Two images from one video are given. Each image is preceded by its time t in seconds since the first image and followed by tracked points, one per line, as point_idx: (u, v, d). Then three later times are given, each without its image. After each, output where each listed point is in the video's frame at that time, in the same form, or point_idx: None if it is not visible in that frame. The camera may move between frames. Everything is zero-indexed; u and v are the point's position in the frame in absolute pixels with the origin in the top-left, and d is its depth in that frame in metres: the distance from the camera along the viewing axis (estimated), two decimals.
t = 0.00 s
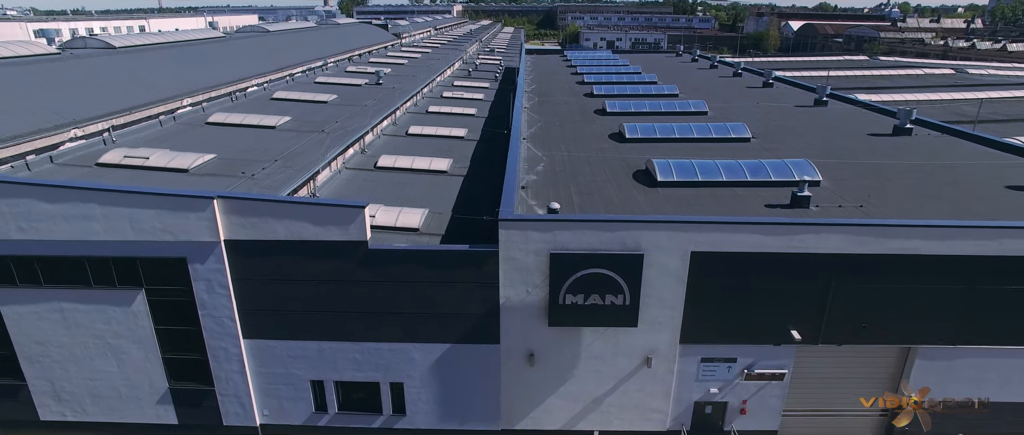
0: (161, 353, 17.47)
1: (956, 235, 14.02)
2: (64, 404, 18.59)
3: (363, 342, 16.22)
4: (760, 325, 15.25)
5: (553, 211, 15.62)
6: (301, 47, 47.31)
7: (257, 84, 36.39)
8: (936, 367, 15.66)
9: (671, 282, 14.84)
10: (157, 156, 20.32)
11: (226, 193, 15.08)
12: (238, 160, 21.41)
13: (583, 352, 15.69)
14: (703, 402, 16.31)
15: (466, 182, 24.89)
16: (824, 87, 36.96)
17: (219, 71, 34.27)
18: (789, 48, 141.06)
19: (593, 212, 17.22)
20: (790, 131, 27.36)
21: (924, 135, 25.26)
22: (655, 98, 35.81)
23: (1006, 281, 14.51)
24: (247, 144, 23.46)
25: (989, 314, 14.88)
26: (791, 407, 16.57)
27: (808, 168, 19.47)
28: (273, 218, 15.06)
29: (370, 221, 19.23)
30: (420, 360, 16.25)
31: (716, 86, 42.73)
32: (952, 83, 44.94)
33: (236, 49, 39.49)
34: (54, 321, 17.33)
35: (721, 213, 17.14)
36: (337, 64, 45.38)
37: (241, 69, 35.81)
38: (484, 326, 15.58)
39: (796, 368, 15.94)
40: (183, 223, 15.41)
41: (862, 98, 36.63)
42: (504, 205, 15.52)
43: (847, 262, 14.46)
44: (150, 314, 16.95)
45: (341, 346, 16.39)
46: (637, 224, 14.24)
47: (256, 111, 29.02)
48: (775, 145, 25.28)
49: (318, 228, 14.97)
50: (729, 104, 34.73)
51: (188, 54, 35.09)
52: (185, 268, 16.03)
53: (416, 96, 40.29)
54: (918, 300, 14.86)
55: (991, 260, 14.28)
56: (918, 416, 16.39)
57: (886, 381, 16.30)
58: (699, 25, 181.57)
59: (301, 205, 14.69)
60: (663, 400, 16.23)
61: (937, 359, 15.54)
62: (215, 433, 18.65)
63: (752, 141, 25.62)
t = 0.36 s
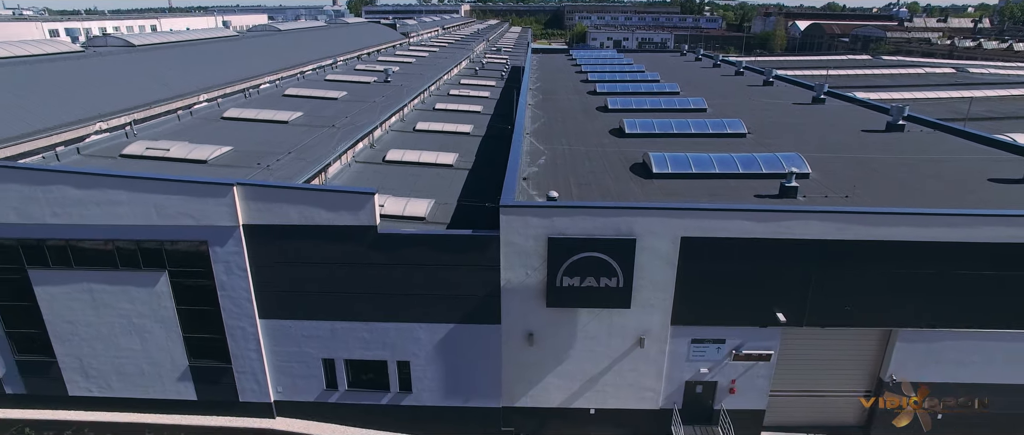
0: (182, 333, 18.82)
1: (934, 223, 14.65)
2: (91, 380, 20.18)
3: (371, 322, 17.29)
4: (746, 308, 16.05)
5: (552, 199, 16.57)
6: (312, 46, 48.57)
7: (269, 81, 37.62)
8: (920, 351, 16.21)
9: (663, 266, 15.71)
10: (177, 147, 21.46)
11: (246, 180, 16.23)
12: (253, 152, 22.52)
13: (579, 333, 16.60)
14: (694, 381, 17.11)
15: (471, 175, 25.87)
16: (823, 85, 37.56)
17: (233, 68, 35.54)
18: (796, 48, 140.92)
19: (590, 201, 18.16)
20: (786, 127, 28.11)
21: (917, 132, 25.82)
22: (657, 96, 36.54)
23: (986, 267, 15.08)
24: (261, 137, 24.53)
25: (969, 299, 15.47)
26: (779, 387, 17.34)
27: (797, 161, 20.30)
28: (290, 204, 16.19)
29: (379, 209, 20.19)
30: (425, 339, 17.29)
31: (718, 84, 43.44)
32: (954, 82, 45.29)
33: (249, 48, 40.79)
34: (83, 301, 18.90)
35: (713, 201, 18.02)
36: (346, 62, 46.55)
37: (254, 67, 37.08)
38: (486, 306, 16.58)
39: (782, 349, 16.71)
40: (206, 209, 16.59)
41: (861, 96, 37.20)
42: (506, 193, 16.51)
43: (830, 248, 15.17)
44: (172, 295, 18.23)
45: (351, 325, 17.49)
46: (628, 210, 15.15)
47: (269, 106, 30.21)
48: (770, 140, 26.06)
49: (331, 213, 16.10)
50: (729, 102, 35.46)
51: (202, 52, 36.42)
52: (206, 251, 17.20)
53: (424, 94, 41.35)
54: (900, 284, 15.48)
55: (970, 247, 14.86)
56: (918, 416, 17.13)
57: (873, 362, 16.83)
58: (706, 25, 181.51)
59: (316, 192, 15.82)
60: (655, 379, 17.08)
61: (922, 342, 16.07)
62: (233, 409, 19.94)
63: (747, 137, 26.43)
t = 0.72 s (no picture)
0: (210, 314, 20.33)
1: (929, 215, 15.18)
2: (125, 358, 22.15)
3: (388, 305, 18.48)
4: (744, 295, 16.79)
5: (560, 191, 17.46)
6: (331, 46, 50.03)
7: (290, 80, 39.07)
8: (912, 339, 16.83)
9: (665, 254, 16.51)
10: (205, 141, 22.73)
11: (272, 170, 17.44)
12: (277, 146, 23.75)
13: (585, 317, 17.50)
14: (695, 365, 17.91)
15: (485, 170, 26.89)
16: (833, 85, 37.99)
17: (256, 67, 37.01)
18: (811, 50, 140.15)
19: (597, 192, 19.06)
20: (792, 126, 28.74)
21: (920, 131, 26.27)
22: (667, 96, 37.27)
23: (978, 257, 15.59)
24: (284, 132, 25.73)
25: (963, 289, 15.99)
26: (776, 372, 18.07)
27: (799, 158, 20.56)
28: (313, 193, 17.38)
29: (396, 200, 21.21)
30: (439, 321, 18.41)
31: (729, 84, 43.97)
32: (966, 84, 45.31)
33: (271, 48, 42.29)
34: (120, 282, 20.55)
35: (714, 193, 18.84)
36: (365, 62, 47.90)
37: (276, 67, 38.54)
38: (496, 290, 17.61)
39: (779, 334, 17.50)
40: (235, 197, 17.91)
41: (870, 97, 37.57)
42: (516, 184, 17.46)
43: (826, 237, 15.77)
44: (202, 277, 19.72)
45: (370, 307, 18.71)
46: (629, 200, 16.01)
47: (291, 102, 31.54)
48: (775, 138, 26.70)
49: (351, 201, 17.25)
50: (738, 101, 36.05)
51: (227, 52, 37.97)
52: (235, 236, 18.51)
53: (440, 93, 42.52)
54: (895, 273, 16.06)
55: (962, 238, 15.39)
56: (918, 415, 17.90)
57: (868, 348, 17.48)
58: (722, 27, 180.92)
59: (338, 181, 16.98)
60: (657, 363, 17.91)
61: (916, 330, 16.69)
62: (259, 386, 21.45)
63: (753, 135, 27.09)
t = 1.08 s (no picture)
0: (240, 294, 21.70)
1: (923, 207, 15.81)
2: (161, 336, 23.65)
3: (408, 288, 19.65)
4: (746, 283, 17.55)
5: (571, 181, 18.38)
6: (354, 44, 51.51)
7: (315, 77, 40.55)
8: (910, 328, 17.44)
9: (671, 243, 17.31)
10: (237, 133, 24.08)
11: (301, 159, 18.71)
12: (304, 138, 25.04)
13: (594, 301, 18.41)
14: (699, 350, 18.71)
15: (501, 164, 27.93)
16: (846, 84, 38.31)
17: (283, 64, 38.52)
18: (832, 51, 138.65)
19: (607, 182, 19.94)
20: (802, 123, 29.32)
21: (929, 129, 26.66)
22: (682, 94, 37.85)
23: (975, 249, 16.14)
24: (310, 126, 26.95)
25: (959, 279, 16.57)
26: (777, 358, 18.79)
27: (805, 153, 21.04)
28: (339, 181, 18.64)
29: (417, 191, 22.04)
30: (456, 304, 19.55)
31: (744, 83, 44.41)
32: (984, 84, 45.13)
33: (296, 46, 43.83)
34: (158, 264, 22.03)
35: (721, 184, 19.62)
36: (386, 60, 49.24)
37: (302, 64, 40.04)
38: (510, 275, 18.65)
39: (780, 321, 18.16)
40: (267, 184, 19.22)
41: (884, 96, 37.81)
42: (529, 174, 18.41)
43: (825, 228, 16.48)
44: (234, 260, 21.08)
45: (391, 291, 19.87)
46: (635, 190, 16.88)
47: (316, 98, 32.93)
48: (784, 135, 27.33)
49: (374, 189, 18.48)
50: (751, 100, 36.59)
51: (255, 50, 39.54)
52: (266, 221, 19.85)
53: (459, 90, 43.69)
54: (893, 263, 16.67)
55: (957, 229, 15.97)
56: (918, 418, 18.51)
57: (867, 336, 18.13)
58: (741, 27, 179.53)
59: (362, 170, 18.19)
60: (663, 347, 18.76)
61: (913, 319, 17.31)
62: (285, 365, 22.83)
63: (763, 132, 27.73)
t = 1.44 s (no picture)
0: (261, 279, 22.92)
1: (914, 200, 16.44)
2: (187, 319, 24.97)
3: (422, 274, 20.77)
4: (743, 271, 18.34)
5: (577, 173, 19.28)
6: (369, 42, 52.86)
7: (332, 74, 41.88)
8: (902, 316, 18.13)
9: (671, 232, 18.18)
10: (259, 127, 25.26)
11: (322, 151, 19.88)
12: (323, 132, 26.18)
13: (598, 288, 19.37)
14: (698, 336, 19.59)
15: (512, 158, 28.92)
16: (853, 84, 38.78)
17: (301, 62, 39.89)
18: (845, 51, 137.95)
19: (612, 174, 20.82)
20: (806, 121, 29.99)
21: (930, 127, 27.21)
22: (690, 92, 38.52)
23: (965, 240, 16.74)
24: (328, 122, 28.08)
25: (950, 270, 17.15)
26: (774, 345, 19.62)
27: (806, 149, 21.35)
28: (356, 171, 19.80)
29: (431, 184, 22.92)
30: (467, 290, 20.68)
31: (752, 83, 44.98)
32: (993, 84, 45.31)
33: (315, 44, 45.25)
34: (185, 250, 23.34)
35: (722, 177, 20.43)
36: (400, 59, 50.52)
37: (319, 62, 41.39)
38: (518, 262, 19.71)
39: (775, 309, 18.99)
40: (289, 174, 20.43)
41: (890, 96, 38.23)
42: (537, 166, 19.35)
43: (819, 219, 17.20)
44: (256, 247, 22.30)
45: (405, 276, 20.99)
46: (636, 181, 17.75)
47: (333, 94, 34.19)
48: (787, 132, 28.05)
49: (390, 179, 19.61)
50: (758, 98, 37.22)
51: (275, 48, 41.00)
52: (287, 209, 21.05)
53: (471, 88, 44.80)
54: (886, 253, 17.31)
55: (948, 222, 16.55)
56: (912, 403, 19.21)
57: (860, 324, 18.85)
58: (754, 28, 178.94)
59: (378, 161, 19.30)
60: (664, 332, 19.67)
61: (905, 308, 17.98)
62: (303, 347, 24.05)
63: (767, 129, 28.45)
